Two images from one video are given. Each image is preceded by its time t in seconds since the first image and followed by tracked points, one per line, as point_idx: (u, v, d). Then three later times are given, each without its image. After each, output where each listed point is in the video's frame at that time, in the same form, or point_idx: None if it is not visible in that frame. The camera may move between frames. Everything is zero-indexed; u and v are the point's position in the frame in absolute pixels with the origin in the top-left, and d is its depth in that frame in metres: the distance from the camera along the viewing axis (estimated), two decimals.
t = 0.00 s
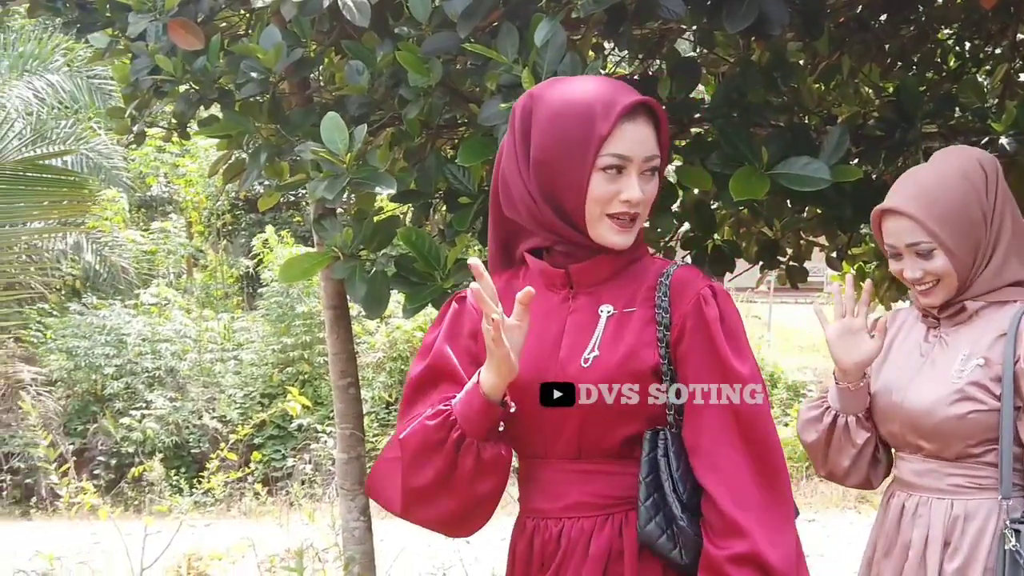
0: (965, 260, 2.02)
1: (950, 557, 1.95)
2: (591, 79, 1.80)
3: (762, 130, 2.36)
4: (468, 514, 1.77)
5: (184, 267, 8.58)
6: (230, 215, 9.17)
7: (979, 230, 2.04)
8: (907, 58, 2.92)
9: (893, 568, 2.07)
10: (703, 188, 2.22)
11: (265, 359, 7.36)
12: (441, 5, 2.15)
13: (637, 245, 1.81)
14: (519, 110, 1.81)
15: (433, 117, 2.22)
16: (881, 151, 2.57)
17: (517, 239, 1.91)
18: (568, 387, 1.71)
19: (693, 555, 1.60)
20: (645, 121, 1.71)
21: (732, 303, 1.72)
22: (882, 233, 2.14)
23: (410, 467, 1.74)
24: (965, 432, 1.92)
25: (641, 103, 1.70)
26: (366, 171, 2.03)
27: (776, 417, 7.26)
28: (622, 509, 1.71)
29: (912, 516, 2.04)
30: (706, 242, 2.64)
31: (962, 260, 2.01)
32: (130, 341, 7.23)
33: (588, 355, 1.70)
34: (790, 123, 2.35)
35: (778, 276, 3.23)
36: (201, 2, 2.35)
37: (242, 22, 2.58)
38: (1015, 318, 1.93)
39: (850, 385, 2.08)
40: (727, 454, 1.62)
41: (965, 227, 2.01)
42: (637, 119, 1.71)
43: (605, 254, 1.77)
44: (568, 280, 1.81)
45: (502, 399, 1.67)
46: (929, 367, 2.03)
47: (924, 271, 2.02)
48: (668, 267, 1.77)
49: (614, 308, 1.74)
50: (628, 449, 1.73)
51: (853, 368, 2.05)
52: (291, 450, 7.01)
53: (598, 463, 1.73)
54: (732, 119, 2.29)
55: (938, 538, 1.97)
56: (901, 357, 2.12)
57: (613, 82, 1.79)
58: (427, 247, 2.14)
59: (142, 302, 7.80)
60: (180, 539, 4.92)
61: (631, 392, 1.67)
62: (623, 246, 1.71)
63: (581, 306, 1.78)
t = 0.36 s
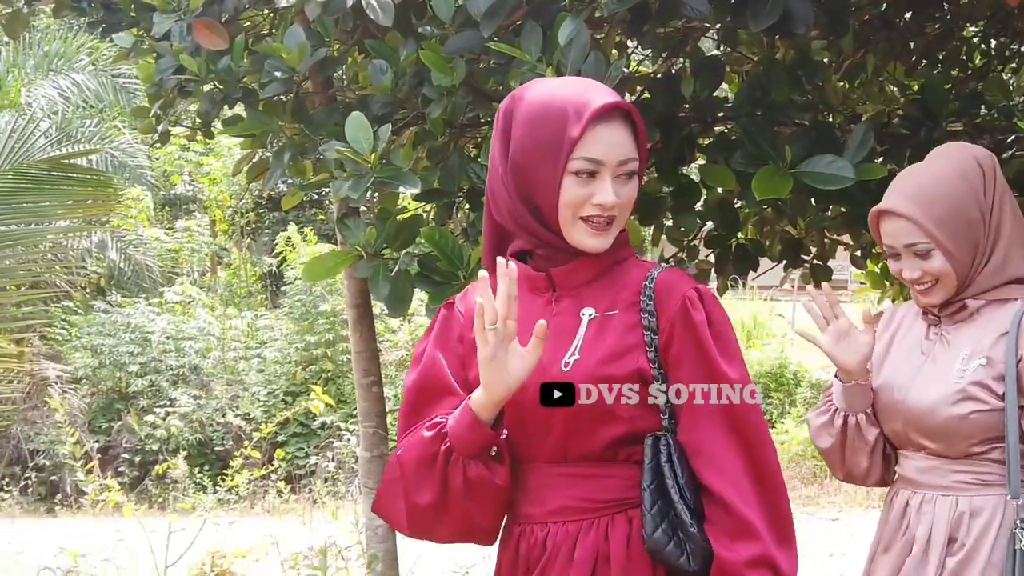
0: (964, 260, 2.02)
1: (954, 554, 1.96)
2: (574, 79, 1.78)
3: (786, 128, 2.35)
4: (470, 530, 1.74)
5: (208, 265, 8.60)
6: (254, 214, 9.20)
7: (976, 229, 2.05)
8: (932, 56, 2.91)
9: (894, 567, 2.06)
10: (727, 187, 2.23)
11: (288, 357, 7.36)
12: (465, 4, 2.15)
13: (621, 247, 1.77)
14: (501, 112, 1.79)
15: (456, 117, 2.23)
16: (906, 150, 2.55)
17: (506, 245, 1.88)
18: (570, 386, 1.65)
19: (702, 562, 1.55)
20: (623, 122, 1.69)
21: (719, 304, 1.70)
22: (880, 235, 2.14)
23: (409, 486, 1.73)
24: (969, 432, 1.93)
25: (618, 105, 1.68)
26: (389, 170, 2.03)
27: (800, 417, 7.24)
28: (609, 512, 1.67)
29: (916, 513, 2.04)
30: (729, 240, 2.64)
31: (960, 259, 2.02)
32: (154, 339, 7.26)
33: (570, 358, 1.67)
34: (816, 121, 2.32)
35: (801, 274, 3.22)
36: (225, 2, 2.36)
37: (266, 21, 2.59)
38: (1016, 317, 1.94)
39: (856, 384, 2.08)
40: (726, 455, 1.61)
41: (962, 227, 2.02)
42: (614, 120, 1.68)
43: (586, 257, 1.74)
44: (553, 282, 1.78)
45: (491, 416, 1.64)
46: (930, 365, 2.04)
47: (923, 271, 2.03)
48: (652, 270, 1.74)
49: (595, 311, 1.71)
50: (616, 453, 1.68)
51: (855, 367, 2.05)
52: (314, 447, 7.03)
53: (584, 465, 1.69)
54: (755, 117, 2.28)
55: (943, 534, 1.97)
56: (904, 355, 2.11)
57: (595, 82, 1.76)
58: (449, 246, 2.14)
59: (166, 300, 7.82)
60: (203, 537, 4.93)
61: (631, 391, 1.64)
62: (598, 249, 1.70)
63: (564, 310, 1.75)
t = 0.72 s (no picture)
0: (966, 257, 2.00)
1: (959, 553, 1.93)
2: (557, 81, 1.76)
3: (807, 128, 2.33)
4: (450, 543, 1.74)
5: (228, 264, 8.63)
6: (274, 213, 9.23)
7: (979, 227, 2.01)
8: (953, 54, 2.89)
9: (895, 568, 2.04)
10: (747, 186, 2.23)
11: (308, 356, 7.38)
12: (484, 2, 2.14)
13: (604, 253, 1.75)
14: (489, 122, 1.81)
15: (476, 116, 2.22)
16: (928, 147, 2.53)
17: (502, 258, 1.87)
18: (571, 387, 1.63)
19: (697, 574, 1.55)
20: (587, 129, 1.67)
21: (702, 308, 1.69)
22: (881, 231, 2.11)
23: (394, 500, 1.73)
24: (972, 433, 1.91)
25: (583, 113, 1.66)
26: (411, 170, 2.03)
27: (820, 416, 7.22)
28: (589, 523, 1.65)
29: (919, 513, 2.01)
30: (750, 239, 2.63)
31: (962, 258, 1.99)
32: (175, 338, 7.30)
33: (552, 366, 1.65)
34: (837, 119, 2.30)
35: (822, 274, 3.20)
36: (246, 1, 2.37)
37: (287, 21, 2.59)
38: (1018, 317, 1.92)
39: (856, 387, 2.06)
40: (716, 462, 1.61)
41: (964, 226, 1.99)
42: (578, 127, 1.67)
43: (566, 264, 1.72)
44: (537, 289, 1.76)
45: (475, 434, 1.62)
46: (932, 366, 2.02)
47: (924, 267, 2.00)
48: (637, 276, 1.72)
49: (578, 319, 1.69)
50: (601, 464, 1.65)
51: (857, 370, 2.03)
52: (334, 446, 7.04)
53: (567, 476, 1.67)
54: (776, 115, 2.27)
55: (947, 534, 1.94)
56: (903, 357, 2.09)
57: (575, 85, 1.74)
58: (470, 245, 2.15)
59: (186, 299, 7.86)
60: (223, 534, 4.95)
61: (632, 391, 1.63)
62: (563, 256, 1.69)
63: (549, 317, 1.73)
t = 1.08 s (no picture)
0: (974, 248, 2.01)
1: (965, 554, 1.95)
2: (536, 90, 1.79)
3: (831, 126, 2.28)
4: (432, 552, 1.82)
5: (250, 262, 8.64)
6: (296, 211, 9.24)
7: (986, 221, 2.03)
8: (978, 52, 2.88)
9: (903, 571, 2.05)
10: (771, 185, 2.21)
11: (330, 354, 7.39)
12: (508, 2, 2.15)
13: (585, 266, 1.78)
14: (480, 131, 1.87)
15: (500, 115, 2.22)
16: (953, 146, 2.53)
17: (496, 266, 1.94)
18: (571, 387, 1.68)
19: None
20: (529, 143, 1.70)
21: (678, 323, 1.74)
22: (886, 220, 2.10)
23: (375, 508, 1.82)
24: (974, 434, 1.93)
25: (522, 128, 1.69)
26: (435, 170, 2.03)
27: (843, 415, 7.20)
28: (558, 539, 1.70)
29: (924, 515, 2.03)
30: (774, 238, 2.64)
31: (971, 247, 2.00)
32: (198, 337, 7.31)
33: (526, 380, 1.71)
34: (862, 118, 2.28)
35: (846, 273, 3.19)
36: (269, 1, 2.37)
37: (310, 20, 2.60)
38: (1016, 317, 1.95)
39: (861, 389, 2.07)
40: (693, 478, 1.70)
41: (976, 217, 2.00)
42: (519, 142, 1.70)
43: (539, 278, 1.77)
44: (517, 301, 1.80)
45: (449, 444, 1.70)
46: (933, 366, 2.05)
47: (932, 254, 2.01)
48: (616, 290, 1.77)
49: (554, 332, 1.75)
50: (572, 479, 1.71)
51: (863, 371, 2.03)
52: (357, 444, 7.06)
53: (539, 490, 1.73)
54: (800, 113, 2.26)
55: (952, 535, 1.96)
56: (904, 357, 2.12)
57: (547, 97, 1.76)
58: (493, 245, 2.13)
59: (209, 297, 7.87)
60: (245, 532, 4.98)
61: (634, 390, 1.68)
62: (517, 268, 1.75)
63: (528, 328, 1.78)
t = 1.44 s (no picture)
0: (983, 238, 2.01)
1: (967, 555, 1.94)
2: (507, 88, 1.80)
3: (857, 125, 2.28)
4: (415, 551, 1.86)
5: (274, 260, 8.66)
6: (320, 210, 9.26)
7: (994, 217, 2.04)
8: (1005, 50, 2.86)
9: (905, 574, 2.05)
10: (796, 182, 2.22)
11: (353, 352, 7.41)
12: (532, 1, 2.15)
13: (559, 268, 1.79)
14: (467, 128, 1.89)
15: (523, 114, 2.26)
16: (979, 144, 2.52)
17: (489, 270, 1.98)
18: (571, 388, 1.71)
19: None
20: (470, 146, 1.70)
21: (647, 330, 1.74)
22: (894, 210, 2.09)
23: (361, 508, 1.85)
24: (973, 434, 1.93)
25: (465, 133, 1.70)
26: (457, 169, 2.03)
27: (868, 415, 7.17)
28: (523, 541, 1.71)
29: (927, 517, 2.03)
30: (798, 237, 2.64)
31: (981, 237, 2.01)
32: (221, 335, 7.33)
33: (493, 384, 1.74)
34: (887, 117, 2.28)
35: (870, 272, 3.18)
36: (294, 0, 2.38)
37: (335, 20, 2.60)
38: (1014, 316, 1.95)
39: (865, 387, 2.07)
40: (659, 488, 1.70)
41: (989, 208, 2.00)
42: (461, 146, 1.71)
43: (512, 281, 1.79)
44: (493, 302, 1.84)
45: (428, 438, 1.74)
46: (932, 366, 2.05)
47: (944, 243, 2.00)
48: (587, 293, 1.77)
49: (525, 335, 1.76)
50: (539, 481, 1.73)
51: (863, 369, 2.04)
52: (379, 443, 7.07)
53: (504, 490, 1.75)
54: (824, 112, 2.25)
55: (954, 536, 1.96)
56: (905, 358, 2.12)
57: (510, 96, 1.77)
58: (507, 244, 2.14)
59: (232, 295, 7.90)
60: (268, 530, 5.01)
61: (633, 393, 1.69)
62: (475, 271, 1.77)
63: (502, 330, 1.81)
